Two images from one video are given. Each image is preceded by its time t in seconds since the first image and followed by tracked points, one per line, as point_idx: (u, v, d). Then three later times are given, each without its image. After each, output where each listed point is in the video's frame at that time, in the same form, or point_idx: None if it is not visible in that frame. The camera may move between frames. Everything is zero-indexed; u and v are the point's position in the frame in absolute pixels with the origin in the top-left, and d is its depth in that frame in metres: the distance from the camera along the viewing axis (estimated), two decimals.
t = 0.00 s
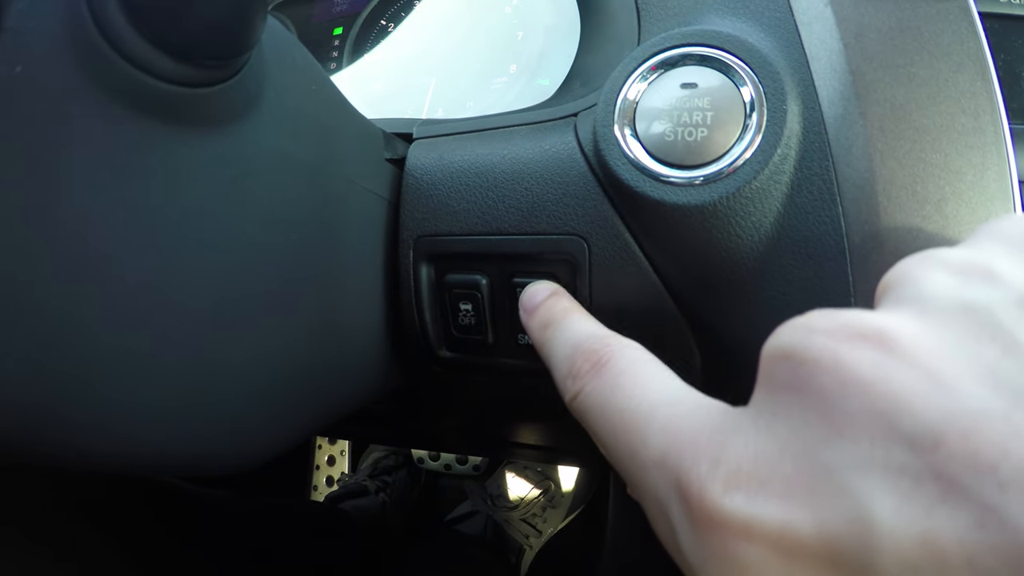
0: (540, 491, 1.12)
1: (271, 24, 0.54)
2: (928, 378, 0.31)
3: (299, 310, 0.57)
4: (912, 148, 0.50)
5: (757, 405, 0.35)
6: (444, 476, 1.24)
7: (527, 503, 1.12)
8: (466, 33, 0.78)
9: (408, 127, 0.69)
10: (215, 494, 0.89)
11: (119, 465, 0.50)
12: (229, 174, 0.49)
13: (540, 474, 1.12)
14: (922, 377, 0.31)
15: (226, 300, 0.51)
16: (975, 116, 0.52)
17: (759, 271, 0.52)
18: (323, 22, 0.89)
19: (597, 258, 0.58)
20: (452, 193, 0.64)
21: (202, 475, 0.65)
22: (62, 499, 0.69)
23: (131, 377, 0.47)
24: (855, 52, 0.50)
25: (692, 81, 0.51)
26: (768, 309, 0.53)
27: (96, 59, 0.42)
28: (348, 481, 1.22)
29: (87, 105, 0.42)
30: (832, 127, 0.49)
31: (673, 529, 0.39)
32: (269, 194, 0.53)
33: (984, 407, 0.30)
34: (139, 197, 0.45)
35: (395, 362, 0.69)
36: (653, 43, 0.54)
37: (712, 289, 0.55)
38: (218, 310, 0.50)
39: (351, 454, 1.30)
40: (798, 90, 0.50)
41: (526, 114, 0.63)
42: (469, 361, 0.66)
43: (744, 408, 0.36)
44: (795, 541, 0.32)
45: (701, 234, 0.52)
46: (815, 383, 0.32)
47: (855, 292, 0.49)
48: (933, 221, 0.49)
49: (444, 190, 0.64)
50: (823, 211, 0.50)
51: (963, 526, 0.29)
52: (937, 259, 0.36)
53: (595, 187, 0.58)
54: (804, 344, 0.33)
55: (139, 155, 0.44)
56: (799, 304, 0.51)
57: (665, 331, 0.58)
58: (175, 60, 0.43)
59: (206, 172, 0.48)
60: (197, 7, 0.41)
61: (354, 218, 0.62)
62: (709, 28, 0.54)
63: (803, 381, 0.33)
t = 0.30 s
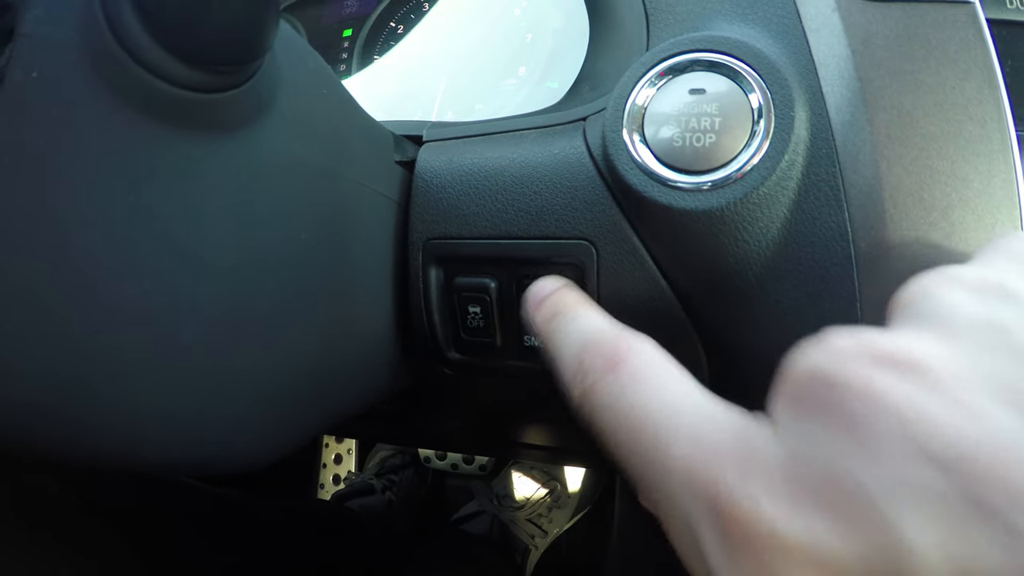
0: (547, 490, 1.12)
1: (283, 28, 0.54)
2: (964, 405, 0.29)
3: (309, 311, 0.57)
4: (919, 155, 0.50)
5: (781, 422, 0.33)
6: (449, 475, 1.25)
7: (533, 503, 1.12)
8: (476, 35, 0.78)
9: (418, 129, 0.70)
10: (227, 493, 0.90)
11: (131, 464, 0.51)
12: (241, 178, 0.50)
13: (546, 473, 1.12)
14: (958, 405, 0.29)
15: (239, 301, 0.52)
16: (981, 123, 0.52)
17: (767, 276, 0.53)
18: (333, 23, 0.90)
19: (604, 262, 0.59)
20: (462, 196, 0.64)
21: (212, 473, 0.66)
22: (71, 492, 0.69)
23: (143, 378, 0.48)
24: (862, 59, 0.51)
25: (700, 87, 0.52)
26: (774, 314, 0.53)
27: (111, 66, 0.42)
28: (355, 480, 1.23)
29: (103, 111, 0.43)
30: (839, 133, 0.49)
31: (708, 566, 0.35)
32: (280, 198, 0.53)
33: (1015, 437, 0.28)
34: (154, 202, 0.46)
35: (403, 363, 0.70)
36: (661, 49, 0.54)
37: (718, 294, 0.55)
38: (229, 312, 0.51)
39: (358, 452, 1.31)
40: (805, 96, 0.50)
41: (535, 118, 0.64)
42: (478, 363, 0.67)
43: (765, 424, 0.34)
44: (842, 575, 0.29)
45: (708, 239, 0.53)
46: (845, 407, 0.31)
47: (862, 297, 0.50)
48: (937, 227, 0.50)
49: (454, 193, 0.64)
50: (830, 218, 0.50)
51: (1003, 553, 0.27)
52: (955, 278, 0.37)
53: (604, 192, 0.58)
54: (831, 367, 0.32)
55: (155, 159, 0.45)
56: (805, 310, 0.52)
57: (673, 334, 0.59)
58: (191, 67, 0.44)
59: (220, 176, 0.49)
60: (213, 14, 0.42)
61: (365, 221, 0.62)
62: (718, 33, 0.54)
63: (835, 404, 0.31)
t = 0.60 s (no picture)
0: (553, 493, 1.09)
1: (280, 25, 0.54)
2: None
3: (306, 311, 0.56)
4: (927, 155, 0.47)
5: None
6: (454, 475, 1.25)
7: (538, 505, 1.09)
8: (478, 33, 0.77)
9: (420, 128, 0.69)
10: (228, 492, 0.91)
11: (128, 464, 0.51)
12: (239, 177, 0.50)
13: (552, 476, 1.10)
14: None
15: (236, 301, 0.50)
16: (992, 121, 0.48)
17: (771, 278, 0.52)
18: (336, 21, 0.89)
19: (605, 262, 0.58)
20: (462, 195, 0.64)
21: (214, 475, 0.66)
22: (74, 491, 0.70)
23: (141, 382, 0.47)
24: (869, 56, 0.48)
25: (704, 84, 0.51)
26: (777, 317, 0.52)
27: (106, 65, 0.42)
28: (358, 480, 1.22)
29: (97, 107, 0.42)
30: (846, 131, 0.48)
31: None
32: (277, 196, 0.53)
33: None
34: (148, 199, 0.45)
35: (405, 364, 0.69)
36: (663, 46, 0.53)
37: (720, 295, 0.54)
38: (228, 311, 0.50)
39: (363, 453, 1.30)
40: (811, 92, 0.49)
41: (537, 116, 0.63)
42: (479, 364, 0.66)
43: None
44: None
45: (712, 239, 0.52)
46: None
47: (869, 301, 0.48)
48: (944, 231, 0.46)
49: (455, 192, 0.64)
50: (835, 217, 0.49)
51: None
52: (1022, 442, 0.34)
53: (605, 190, 0.57)
54: None
55: (148, 156, 0.45)
56: (810, 313, 0.50)
57: (675, 336, 0.58)
58: (184, 64, 0.43)
59: (216, 174, 0.48)
60: (203, 10, 0.41)
61: (365, 220, 0.62)
62: (723, 30, 0.53)
63: None
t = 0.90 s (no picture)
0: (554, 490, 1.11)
1: (278, 25, 0.54)
2: None
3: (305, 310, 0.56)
4: (921, 152, 0.47)
5: None
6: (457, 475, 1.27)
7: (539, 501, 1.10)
8: (479, 32, 0.77)
9: (419, 127, 0.70)
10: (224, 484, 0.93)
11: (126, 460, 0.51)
12: (236, 176, 0.50)
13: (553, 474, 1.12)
14: None
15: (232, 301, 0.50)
16: (988, 117, 0.48)
17: (765, 276, 0.51)
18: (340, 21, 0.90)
19: (600, 259, 0.58)
20: (459, 193, 0.64)
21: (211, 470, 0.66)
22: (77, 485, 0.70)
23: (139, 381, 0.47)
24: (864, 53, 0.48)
25: (698, 82, 0.51)
26: (771, 316, 0.52)
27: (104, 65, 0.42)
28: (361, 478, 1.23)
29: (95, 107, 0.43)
30: (840, 128, 0.48)
31: None
32: (275, 194, 0.53)
33: None
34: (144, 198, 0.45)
35: (403, 362, 0.70)
36: (657, 45, 0.53)
37: (714, 293, 0.54)
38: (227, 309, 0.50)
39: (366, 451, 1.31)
40: (805, 90, 0.49)
41: (533, 114, 0.63)
42: (475, 362, 0.67)
43: None
44: None
45: (705, 237, 0.52)
46: None
47: (862, 300, 0.47)
48: (941, 227, 0.46)
49: (452, 190, 0.64)
50: (828, 215, 0.48)
51: None
52: None
53: (601, 188, 0.57)
54: None
55: (145, 155, 0.45)
56: (803, 313, 0.50)
57: (669, 334, 0.58)
58: (180, 64, 0.43)
59: (215, 173, 0.48)
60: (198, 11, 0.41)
61: (363, 218, 0.62)
62: (718, 27, 0.53)
63: None
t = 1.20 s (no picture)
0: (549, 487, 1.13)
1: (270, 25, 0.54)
2: None
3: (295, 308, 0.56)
4: (907, 149, 0.47)
5: None
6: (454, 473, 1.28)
7: (535, 498, 1.12)
8: (472, 33, 0.78)
9: (412, 127, 0.70)
10: (228, 485, 0.92)
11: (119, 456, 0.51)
12: (229, 177, 0.50)
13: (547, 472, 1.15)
14: None
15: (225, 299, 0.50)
16: (976, 114, 0.48)
17: (751, 273, 0.52)
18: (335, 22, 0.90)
19: (589, 258, 0.58)
20: (450, 192, 0.64)
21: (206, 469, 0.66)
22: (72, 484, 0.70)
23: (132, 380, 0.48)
24: (851, 50, 0.48)
25: (684, 81, 0.51)
26: (758, 314, 0.52)
27: (95, 68, 0.42)
28: (357, 477, 1.23)
29: (87, 108, 0.43)
30: (825, 126, 0.48)
31: None
32: (267, 193, 0.53)
33: None
34: (137, 197, 0.45)
35: (396, 361, 0.70)
36: (644, 44, 0.53)
37: (701, 291, 0.54)
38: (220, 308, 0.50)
39: (363, 451, 1.31)
40: (791, 89, 0.49)
41: (523, 113, 0.63)
42: (465, 360, 0.67)
43: None
44: None
45: (693, 236, 0.52)
46: None
47: (848, 297, 0.47)
48: (928, 224, 0.46)
49: (443, 189, 0.64)
50: (814, 213, 0.48)
51: None
52: None
53: (590, 187, 0.58)
54: None
55: (137, 156, 0.45)
56: (789, 310, 0.50)
57: (658, 332, 0.58)
58: (172, 67, 0.43)
59: (207, 173, 0.48)
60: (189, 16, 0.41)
61: (355, 218, 0.62)
62: (704, 26, 0.54)
63: None
